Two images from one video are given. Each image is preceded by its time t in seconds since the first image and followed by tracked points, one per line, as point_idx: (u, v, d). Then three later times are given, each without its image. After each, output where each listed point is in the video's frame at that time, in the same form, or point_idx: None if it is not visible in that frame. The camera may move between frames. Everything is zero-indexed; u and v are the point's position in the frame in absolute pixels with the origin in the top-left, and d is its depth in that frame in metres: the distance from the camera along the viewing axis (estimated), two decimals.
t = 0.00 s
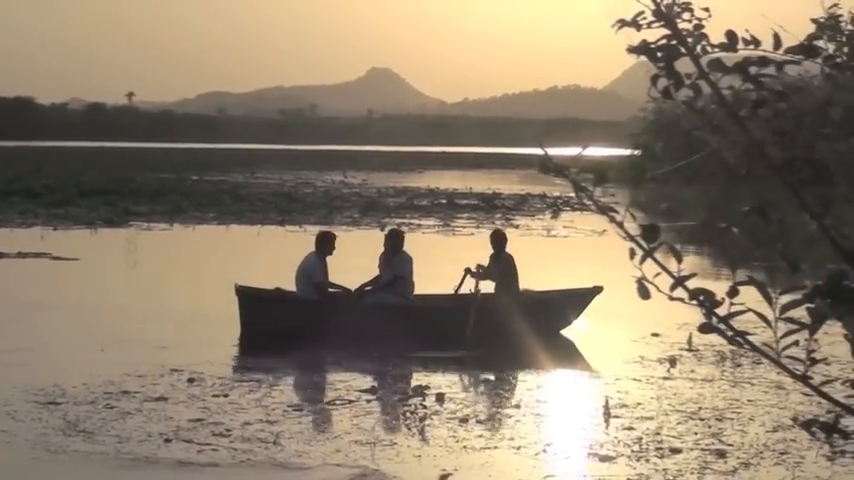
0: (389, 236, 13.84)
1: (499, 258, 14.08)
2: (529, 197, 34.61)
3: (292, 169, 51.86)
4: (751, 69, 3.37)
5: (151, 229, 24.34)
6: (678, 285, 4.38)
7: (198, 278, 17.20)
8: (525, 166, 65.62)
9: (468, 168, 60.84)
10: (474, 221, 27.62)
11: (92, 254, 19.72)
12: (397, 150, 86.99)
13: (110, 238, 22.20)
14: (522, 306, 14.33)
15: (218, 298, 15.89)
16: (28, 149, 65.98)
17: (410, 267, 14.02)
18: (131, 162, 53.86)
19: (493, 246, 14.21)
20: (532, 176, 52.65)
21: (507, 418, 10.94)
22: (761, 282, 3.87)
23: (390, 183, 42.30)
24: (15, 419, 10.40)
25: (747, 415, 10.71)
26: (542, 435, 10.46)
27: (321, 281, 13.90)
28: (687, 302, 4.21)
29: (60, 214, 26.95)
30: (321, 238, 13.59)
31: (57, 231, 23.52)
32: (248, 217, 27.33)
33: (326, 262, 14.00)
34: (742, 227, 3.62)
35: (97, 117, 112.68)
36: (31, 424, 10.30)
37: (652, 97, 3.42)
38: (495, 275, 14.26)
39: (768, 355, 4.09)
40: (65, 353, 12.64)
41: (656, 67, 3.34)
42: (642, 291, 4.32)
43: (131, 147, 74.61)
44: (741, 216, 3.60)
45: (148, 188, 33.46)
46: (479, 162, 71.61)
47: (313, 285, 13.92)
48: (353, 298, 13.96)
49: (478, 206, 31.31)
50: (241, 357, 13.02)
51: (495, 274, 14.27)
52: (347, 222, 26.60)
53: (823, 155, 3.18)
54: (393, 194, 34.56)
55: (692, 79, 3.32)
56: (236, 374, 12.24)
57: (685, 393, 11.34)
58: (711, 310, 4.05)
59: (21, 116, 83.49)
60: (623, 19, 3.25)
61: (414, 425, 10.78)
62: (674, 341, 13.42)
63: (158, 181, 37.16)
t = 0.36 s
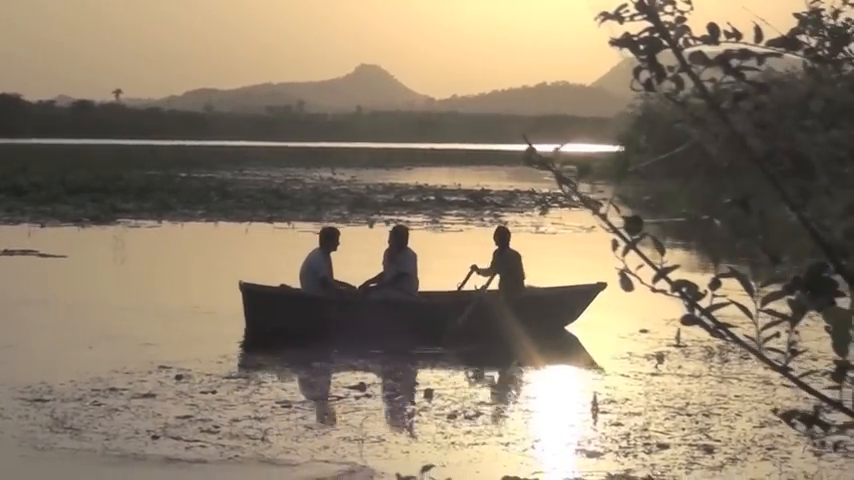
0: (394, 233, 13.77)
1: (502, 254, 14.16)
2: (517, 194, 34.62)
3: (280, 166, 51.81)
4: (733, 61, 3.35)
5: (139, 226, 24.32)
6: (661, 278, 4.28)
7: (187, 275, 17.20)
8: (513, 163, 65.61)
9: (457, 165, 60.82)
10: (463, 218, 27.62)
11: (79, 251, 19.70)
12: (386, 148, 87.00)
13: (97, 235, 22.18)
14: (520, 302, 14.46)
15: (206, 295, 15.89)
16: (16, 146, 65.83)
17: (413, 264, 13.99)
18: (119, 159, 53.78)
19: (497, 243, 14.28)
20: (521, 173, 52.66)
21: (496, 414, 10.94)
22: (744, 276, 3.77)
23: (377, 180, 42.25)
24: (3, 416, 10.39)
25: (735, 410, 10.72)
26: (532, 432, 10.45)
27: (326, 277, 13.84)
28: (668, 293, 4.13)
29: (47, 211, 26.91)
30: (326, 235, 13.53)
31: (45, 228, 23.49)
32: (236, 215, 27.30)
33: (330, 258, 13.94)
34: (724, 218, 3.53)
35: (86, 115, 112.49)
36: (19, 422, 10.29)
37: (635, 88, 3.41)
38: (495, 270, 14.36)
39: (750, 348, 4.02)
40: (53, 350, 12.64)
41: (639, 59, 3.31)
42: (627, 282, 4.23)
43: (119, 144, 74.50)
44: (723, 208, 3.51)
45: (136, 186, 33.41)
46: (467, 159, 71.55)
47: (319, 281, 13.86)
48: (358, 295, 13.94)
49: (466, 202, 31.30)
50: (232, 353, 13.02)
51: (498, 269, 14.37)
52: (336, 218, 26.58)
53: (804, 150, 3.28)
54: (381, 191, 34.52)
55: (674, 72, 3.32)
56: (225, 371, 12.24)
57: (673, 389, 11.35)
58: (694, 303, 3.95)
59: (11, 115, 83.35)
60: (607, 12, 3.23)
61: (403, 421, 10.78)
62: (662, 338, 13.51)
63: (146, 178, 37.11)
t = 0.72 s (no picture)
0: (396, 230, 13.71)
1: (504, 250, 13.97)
2: (501, 190, 34.65)
3: (264, 163, 51.83)
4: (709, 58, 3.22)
5: (123, 224, 24.29)
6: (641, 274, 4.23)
7: (171, 272, 17.19)
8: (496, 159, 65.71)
9: (440, 162, 60.89)
10: (446, 214, 27.64)
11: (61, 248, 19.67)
12: (369, 144, 87.05)
13: (80, 233, 22.15)
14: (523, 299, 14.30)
15: (190, 292, 15.87)
16: None
17: (416, 261, 13.92)
18: (102, 158, 53.77)
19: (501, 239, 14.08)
20: (503, 168, 52.74)
21: (480, 410, 10.93)
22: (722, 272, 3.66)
23: (360, 176, 42.27)
24: None
25: (718, 406, 10.73)
26: (516, 428, 10.44)
27: (329, 273, 13.87)
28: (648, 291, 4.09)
29: (30, 209, 26.89)
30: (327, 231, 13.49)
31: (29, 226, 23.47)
32: (220, 212, 27.28)
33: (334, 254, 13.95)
34: (702, 214, 3.25)
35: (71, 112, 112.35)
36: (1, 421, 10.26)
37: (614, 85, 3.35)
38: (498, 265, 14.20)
39: (728, 343, 3.96)
40: (35, 348, 12.61)
41: (615, 56, 3.22)
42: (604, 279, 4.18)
43: (102, 141, 74.43)
44: (699, 203, 3.24)
45: (119, 183, 33.38)
46: (451, 155, 71.60)
47: (321, 278, 13.89)
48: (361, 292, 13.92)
49: (450, 199, 31.31)
50: (217, 350, 12.99)
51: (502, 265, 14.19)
52: (320, 215, 26.59)
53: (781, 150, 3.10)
54: (364, 188, 34.54)
55: (651, 68, 3.21)
56: (209, 369, 12.22)
57: (657, 384, 11.36)
58: (673, 299, 3.91)
59: None
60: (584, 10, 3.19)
61: (387, 418, 10.77)
62: (646, 334, 13.56)
63: (128, 176, 37.10)
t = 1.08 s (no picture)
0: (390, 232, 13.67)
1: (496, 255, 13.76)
2: (480, 193, 34.66)
3: (241, 166, 51.72)
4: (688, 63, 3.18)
5: (101, 227, 24.24)
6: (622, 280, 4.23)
7: (150, 276, 17.14)
8: (473, 161, 65.74)
9: (418, 164, 60.87)
10: (425, 217, 27.62)
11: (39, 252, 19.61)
12: (345, 147, 86.93)
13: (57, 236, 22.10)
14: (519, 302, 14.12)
15: (169, 295, 15.83)
16: None
17: (411, 263, 13.90)
18: (78, 160, 53.60)
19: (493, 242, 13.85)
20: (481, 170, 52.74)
21: (459, 412, 10.94)
22: (703, 276, 3.66)
23: (338, 179, 42.23)
24: None
25: (697, 407, 10.76)
26: (497, 431, 10.44)
27: (324, 276, 13.77)
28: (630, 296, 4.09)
29: (6, 212, 26.80)
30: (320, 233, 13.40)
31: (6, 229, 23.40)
32: (198, 215, 27.24)
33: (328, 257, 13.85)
34: (683, 220, 3.22)
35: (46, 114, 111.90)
36: None
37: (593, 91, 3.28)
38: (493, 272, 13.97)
39: (708, 347, 3.97)
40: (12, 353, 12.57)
41: (596, 62, 3.20)
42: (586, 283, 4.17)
43: (78, 144, 74.19)
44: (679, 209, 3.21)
45: (96, 186, 33.28)
46: (428, 157, 71.58)
47: (315, 281, 13.79)
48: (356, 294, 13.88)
49: (429, 201, 31.30)
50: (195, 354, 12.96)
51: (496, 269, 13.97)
52: (298, 218, 26.56)
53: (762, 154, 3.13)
54: (343, 190, 34.49)
55: (631, 74, 3.16)
56: (187, 372, 12.19)
57: (635, 386, 11.39)
58: (655, 304, 3.91)
59: None
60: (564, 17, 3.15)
61: (366, 422, 10.76)
62: (625, 335, 13.65)
63: (105, 179, 36.98)
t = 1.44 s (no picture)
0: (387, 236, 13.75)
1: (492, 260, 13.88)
2: (462, 197, 34.70)
3: (220, 170, 51.66)
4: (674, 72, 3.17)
5: (82, 231, 24.19)
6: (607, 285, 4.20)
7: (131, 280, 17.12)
8: (452, 165, 65.80)
9: (396, 167, 60.88)
10: (405, 221, 27.65)
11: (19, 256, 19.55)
12: (322, 150, 86.88)
13: (37, 240, 22.05)
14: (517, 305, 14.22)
15: (150, 300, 15.80)
16: None
17: (409, 267, 13.97)
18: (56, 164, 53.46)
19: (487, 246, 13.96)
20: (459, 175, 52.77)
21: (441, 416, 10.96)
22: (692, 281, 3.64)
23: (318, 183, 42.22)
24: None
25: (677, 411, 10.80)
26: (478, 435, 10.46)
27: (321, 280, 13.82)
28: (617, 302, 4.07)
29: None
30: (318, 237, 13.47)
31: None
32: (178, 219, 27.21)
33: (325, 261, 13.91)
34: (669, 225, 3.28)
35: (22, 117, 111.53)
36: None
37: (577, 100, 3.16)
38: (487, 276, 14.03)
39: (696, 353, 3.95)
40: None
41: (582, 69, 3.08)
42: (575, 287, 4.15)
43: (55, 147, 73.95)
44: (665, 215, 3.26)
45: (75, 190, 33.22)
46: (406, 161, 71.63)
47: (312, 286, 13.83)
48: (354, 298, 13.92)
49: (410, 205, 31.32)
50: (176, 358, 12.93)
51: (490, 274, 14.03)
52: (279, 222, 26.56)
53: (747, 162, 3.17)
54: (323, 195, 34.50)
55: (617, 81, 3.08)
56: (167, 376, 12.17)
57: (616, 390, 11.42)
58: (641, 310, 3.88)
59: None
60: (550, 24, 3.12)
61: (348, 426, 10.76)
62: (607, 339, 13.71)
63: (85, 183, 36.91)
